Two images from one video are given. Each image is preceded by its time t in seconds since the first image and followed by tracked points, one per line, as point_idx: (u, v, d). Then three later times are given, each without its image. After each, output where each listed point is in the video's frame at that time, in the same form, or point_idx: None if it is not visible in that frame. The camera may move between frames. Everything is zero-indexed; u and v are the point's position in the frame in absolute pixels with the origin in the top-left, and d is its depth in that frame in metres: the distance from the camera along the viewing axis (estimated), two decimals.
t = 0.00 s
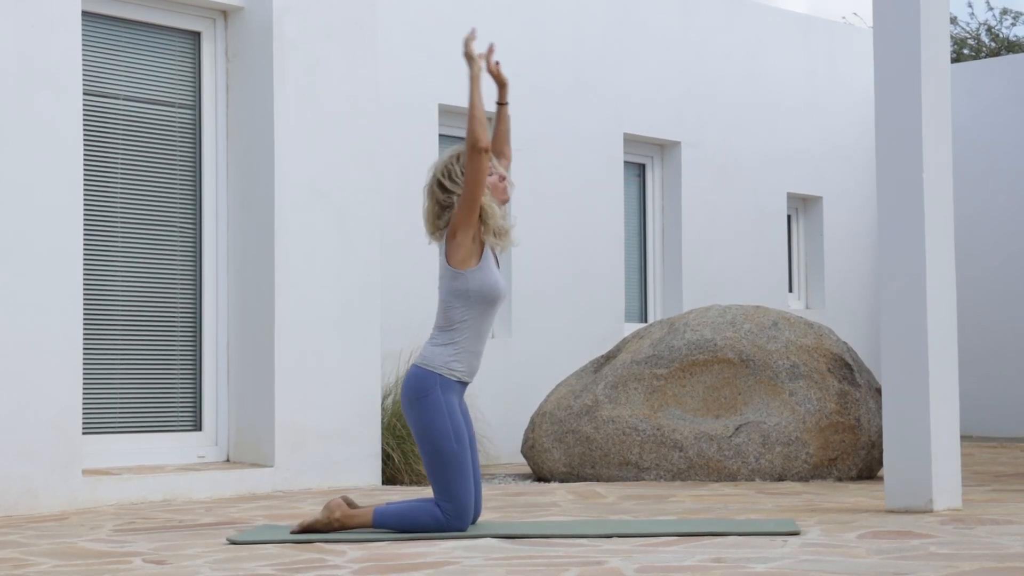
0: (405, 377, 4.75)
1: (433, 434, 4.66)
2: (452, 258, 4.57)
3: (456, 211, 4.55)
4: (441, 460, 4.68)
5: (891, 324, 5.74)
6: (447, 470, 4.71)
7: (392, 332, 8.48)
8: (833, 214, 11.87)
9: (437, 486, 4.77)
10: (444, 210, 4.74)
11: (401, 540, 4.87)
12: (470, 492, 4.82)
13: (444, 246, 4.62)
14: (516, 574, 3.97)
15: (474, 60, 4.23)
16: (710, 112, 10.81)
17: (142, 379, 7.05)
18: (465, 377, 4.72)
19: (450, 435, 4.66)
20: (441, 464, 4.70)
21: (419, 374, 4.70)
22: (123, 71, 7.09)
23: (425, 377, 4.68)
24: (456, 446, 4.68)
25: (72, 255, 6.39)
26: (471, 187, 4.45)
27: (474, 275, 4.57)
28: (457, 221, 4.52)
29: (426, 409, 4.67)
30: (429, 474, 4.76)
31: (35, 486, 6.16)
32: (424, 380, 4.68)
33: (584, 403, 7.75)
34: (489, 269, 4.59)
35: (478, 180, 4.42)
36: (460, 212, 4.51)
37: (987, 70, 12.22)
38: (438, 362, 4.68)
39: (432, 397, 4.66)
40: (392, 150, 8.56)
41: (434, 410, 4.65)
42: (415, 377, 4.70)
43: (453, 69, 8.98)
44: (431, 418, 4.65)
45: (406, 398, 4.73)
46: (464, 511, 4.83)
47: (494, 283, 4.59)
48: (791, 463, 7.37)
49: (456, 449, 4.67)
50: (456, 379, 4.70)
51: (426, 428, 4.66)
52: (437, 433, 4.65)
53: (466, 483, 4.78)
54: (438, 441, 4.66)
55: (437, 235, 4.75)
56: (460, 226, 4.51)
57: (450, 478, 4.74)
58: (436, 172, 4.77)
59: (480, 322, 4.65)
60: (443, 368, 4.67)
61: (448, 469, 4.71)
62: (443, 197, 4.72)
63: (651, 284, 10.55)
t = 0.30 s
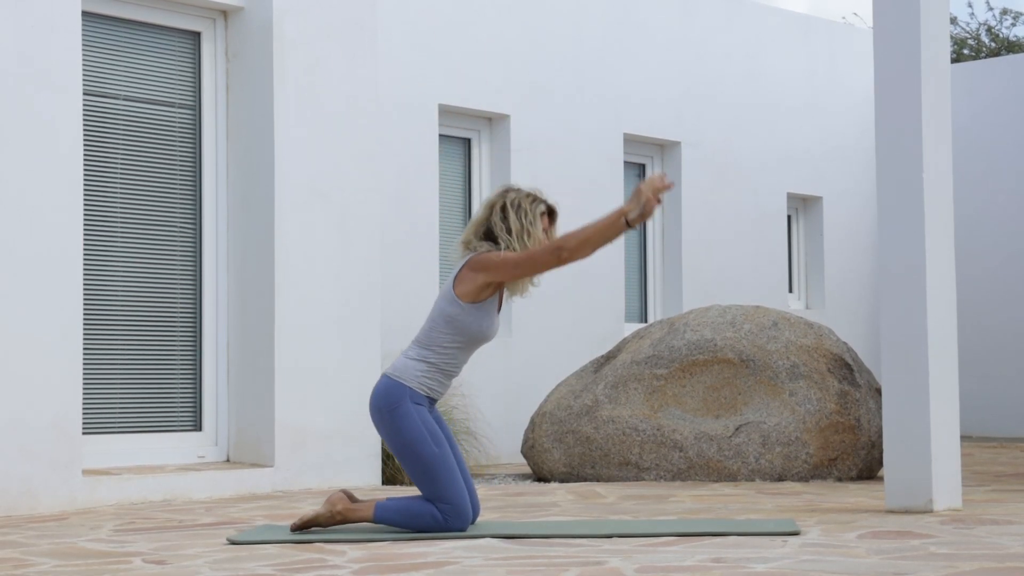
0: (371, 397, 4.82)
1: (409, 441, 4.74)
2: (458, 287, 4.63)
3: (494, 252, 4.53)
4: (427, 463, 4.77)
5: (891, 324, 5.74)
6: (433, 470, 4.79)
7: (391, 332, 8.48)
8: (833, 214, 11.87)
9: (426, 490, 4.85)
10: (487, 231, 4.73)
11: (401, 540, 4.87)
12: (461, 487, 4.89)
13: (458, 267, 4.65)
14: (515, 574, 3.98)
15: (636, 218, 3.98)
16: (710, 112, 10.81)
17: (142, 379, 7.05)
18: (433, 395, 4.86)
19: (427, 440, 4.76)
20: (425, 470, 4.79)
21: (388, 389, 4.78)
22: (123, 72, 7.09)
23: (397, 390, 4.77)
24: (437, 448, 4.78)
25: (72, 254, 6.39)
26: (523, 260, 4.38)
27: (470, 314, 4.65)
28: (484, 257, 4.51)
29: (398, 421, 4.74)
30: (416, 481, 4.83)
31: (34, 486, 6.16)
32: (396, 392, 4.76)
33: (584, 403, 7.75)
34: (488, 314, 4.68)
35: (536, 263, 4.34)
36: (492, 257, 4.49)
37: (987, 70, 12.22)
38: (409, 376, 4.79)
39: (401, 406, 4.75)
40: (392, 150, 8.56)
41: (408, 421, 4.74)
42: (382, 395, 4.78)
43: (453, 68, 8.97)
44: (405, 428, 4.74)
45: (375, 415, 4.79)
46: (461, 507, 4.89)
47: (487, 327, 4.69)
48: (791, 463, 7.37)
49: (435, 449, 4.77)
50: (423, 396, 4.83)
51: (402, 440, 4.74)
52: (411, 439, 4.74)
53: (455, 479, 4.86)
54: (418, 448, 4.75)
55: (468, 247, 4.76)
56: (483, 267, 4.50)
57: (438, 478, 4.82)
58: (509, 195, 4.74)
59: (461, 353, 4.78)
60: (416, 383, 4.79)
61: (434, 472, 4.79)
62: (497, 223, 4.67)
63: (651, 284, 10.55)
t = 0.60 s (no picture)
0: (353, 410, 4.85)
1: (395, 447, 4.76)
2: (467, 326, 4.69)
3: (517, 318, 4.62)
4: (416, 468, 4.79)
5: (891, 324, 5.74)
6: (423, 474, 4.80)
7: (391, 331, 8.48)
8: (833, 214, 11.87)
9: (420, 494, 4.86)
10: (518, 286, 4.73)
11: (401, 541, 4.88)
12: (455, 486, 4.89)
13: (478, 307, 4.71)
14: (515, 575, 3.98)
15: (642, 420, 4.37)
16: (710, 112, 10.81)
17: (141, 378, 7.05)
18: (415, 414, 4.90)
19: (413, 445, 4.78)
20: (415, 475, 4.81)
21: (371, 401, 4.82)
22: (123, 72, 7.09)
23: (383, 402, 4.81)
24: (423, 452, 4.80)
25: (72, 254, 6.39)
26: (530, 355, 4.58)
27: (469, 353, 4.72)
28: (505, 316, 4.61)
29: (382, 430, 4.78)
30: (409, 487, 4.85)
31: (35, 486, 6.16)
32: (382, 404, 4.80)
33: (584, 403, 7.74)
34: (488, 361, 4.75)
35: (538, 370, 4.58)
36: (515, 323, 4.59)
37: (987, 70, 12.22)
38: (395, 390, 4.83)
39: (384, 417, 4.78)
40: (393, 150, 8.56)
41: (391, 430, 4.77)
42: (363, 407, 4.81)
43: (453, 69, 8.98)
44: (390, 436, 4.76)
45: (360, 428, 4.82)
46: (458, 505, 4.89)
47: (481, 370, 4.76)
48: (791, 463, 7.36)
49: (423, 453, 4.79)
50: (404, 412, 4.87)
51: (387, 448, 4.77)
52: (397, 446, 4.76)
53: (448, 480, 4.87)
54: (404, 455, 4.77)
55: (496, 293, 4.78)
56: (501, 329, 4.61)
57: (431, 481, 4.83)
58: (557, 262, 4.72)
59: (452, 384, 4.84)
60: (402, 397, 4.83)
61: (423, 476, 4.81)
62: (532, 284, 4.67)
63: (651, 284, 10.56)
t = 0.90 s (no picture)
0: (352, 410, 4.89)
1: (391, 449, 4.80)
2: (479, 353, 4.71)
3: (529, 366, 4.62)
4: (413, 470, 4.81)
5: (891, 324, 5.74)
6: (421, 475, 4.82)
7: (391, 331, 8.47)
8: (833, 214, 11.88)
9: (419, 496, 4.88)
10: (540, 331, 4.70)
11: (401, 541, 4.88)
12: (454, 487, 4.90)
13: (496, 337, 4.74)
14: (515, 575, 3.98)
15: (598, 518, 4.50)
16: (710, 112, 10.81)
17: (141, 379, 7.04)
18: (411, 424, 4.94)
19: (410, 447, 4.80)
20: (413, 477, 4.83)
21: (371, 403, 4.87)
22: (123, 72, 7.09)
23: (382, 405, 4.85)
24: (421, 454, 4.82)
25: (72, 254, 6.39)
26: (526, 406, 4.57)
27: (474, 379, 4.75)
28: (519, 358, 4.62)
29: (379, 433, 4.82)
30: (407, 489, 4.87)
31: (35, 486, 6.16)
32: (382, 407, 4.85)
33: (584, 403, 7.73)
34: (490, 390, 4.78)
35: (527, 423, 4.56)
36: (525, 371, 4.60)
37: (987, 70, 12.22)
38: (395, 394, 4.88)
39: (382, 420, 4.82)
40: (393, 150, 8.56)
41: (389, 432, 4.81)
42: (362, 408, 4.86)
43: (453, 69, 8.97)
44: (386, 439, 4.80)
45: (359, 432, 4.87)
46: (458, 504, 4.90)
47: (481, 397, 4.79)
48: (791, 463, 7.36)
49: (420, 455, 4.81)
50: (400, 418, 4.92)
51: (385, 450, 4.81)
52: (393, 448, 4.80)
53: (447, 481, 4.88)
54: (401, 457, 4.80)
55: (518, 332, 4.76)
56: (510, 369, 4.63)
57: (429, 482, 4.84)
58: (586, 315, 4.68)
59: (450, 402, 4.88)
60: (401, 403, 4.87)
61: (421, 478, 4.83)
62: (558, 333, 4.63)
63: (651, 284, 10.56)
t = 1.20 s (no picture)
0: (363, 401, 4.87)
1: (401, 445, 4.79)
2: (494, 354, 4.70)
3: (541, 371, 4.62)
4: (420, 467, 4.80)
5: (891, 324, 5.74)
6: (427, 473, 4.82)
7: (390, 331, 8.47)
8: (832, 214, 11.88)
9: (422, 493, 4.88)
10: (559, 340, 4.67)
11: (402, 541, 4.88)
12: (458, 488, 4.90)
13: (512, 339, 4.73)
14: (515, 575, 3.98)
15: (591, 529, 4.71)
16: (710, 113, 10.81)
17: (140, 379, 7.04)
18: (419, 418, 4.94)
19: (420, 445, 4.80)
20: (419, 474, 4.82)
21: (383, 395, 4.85)
22: (122, 72, 7.08)
23: (393, 399, 4.84)
24: (430, 452, 4.82)
25: (72, 254, 6.39)
26: (532, 410, 4.56)
27: (486, 380, 4.74)
28: (532, 363, 4.61)
29: (389, 427, 4.80)
30: (411, 485, 4.87)
31: (35, 486, 6.16)
32: (392, 400, 4.84)
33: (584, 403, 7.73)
34: (501, 392, 4.78)
35: (530, 423, 4.55)
36: (537, 375, 4.59)
37: (987, 70, 12.22)
38: (406, 388, 4.88)
39: (394, 415, 4.80)
40: (393, 150, 8.56)
41: (400, 428, 4.79)
42: (373, 400, 4.84)
43: (452, 69, 8.97)
44: (397, 434, 4.79)
45: (368, 423, 4.85)
46: (460, 506, 4.90)
47: (491, 399, 4.80)
48: (791, 463, 7.36)
49: (429, 454, 4.81)
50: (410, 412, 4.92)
51: (394, 446, 4.80)
52: (404, 443, 4.79)
53: (452, 481, 4.88)
54: (409, 454, 4.79)
55: (535, 337, 4.74)
56: (522, 371, 4.62)
57: (435, 481, 4.84)
58: (608, 331, 4.65)
59: (460, 401, 4.88)
60: (411, 397, 4.88)
61: (427, 476, 4.82)
62: (577, 345, 4.59)
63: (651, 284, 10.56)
